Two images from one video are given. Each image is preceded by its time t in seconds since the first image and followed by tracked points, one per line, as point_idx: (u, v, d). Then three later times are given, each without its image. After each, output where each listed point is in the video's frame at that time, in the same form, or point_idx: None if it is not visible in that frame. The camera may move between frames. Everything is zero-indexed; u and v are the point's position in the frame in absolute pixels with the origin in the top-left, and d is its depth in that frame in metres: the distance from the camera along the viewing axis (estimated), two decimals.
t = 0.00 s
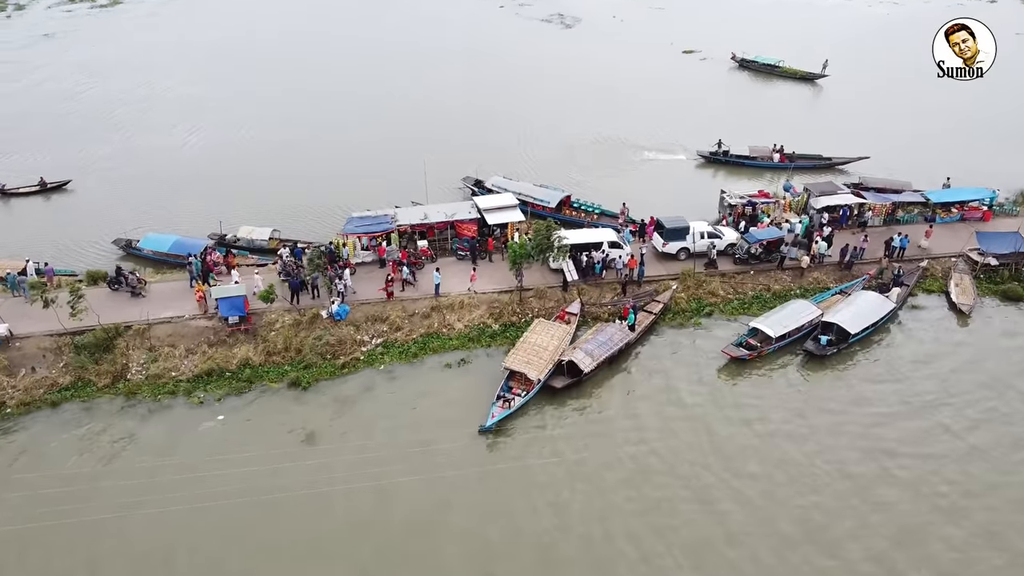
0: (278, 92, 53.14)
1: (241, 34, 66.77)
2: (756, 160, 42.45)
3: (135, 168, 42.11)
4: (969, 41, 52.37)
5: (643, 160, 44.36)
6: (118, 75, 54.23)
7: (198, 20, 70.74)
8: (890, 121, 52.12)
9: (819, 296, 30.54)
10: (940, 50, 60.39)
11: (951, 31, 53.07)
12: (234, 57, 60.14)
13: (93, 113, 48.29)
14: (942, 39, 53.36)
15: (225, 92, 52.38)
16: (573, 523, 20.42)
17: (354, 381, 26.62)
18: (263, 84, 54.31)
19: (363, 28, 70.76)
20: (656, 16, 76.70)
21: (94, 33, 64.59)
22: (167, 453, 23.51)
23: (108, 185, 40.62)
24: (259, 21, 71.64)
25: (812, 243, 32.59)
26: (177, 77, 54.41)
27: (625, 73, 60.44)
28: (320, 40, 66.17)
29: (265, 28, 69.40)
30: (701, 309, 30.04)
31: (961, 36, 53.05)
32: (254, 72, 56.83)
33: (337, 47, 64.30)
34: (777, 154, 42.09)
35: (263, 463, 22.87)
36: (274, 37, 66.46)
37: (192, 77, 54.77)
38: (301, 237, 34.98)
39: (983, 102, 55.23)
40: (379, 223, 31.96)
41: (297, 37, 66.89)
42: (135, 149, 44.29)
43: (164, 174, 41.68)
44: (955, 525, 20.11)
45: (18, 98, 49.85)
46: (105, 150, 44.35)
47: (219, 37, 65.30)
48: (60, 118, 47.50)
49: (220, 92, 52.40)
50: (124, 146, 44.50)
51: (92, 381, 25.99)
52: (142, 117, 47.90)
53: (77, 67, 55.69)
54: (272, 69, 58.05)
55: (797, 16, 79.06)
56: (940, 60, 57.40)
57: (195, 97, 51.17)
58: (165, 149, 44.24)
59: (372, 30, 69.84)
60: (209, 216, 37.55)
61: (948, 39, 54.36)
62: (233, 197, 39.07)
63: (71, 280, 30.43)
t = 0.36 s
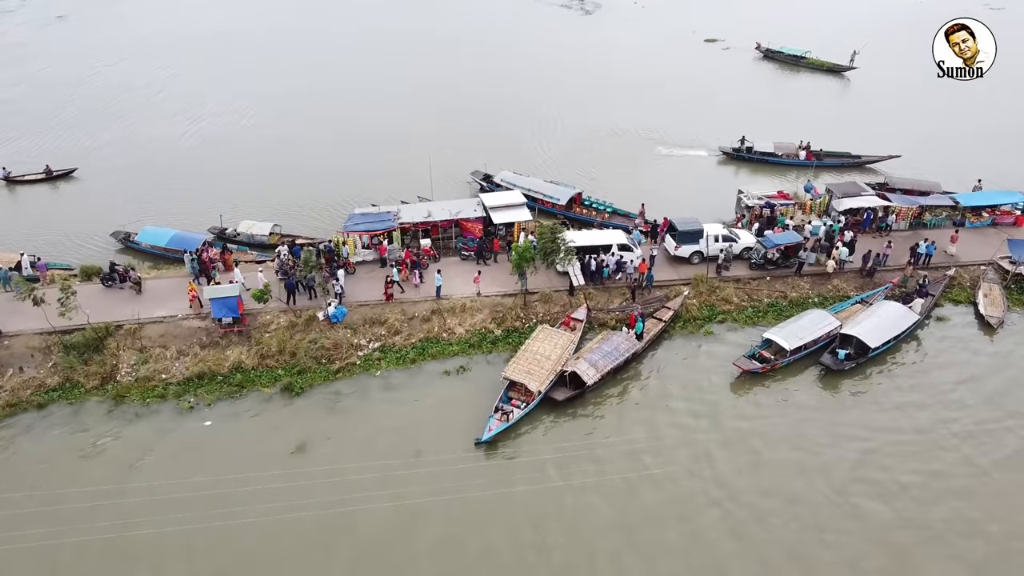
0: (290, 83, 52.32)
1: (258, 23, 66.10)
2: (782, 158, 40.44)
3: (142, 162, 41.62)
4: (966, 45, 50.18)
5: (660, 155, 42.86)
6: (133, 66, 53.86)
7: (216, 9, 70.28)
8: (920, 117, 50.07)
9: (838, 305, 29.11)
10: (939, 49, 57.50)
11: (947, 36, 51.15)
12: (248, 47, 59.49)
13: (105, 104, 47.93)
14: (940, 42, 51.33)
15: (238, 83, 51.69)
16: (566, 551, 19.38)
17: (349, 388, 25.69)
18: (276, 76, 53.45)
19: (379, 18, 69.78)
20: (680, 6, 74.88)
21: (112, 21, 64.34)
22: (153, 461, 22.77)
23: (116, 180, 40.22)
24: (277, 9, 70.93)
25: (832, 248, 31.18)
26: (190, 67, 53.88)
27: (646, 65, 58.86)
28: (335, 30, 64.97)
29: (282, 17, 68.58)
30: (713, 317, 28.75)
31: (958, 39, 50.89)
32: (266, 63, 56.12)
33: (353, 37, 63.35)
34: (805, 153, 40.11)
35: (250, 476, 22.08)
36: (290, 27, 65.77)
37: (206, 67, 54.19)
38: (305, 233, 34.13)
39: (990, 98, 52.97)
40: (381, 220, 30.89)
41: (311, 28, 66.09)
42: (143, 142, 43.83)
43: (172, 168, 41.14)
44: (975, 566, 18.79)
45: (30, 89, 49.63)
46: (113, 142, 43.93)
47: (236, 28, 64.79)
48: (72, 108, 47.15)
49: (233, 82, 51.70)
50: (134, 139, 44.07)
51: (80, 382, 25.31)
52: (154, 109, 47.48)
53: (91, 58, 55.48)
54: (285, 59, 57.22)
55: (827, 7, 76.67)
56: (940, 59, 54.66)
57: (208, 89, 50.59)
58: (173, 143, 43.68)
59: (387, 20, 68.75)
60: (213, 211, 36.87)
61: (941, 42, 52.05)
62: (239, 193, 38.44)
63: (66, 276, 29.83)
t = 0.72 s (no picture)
0: (302, 71, 51.40)
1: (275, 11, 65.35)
2: (807, 155, 39.01)
3: (147, 150, 40.98)
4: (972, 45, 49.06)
5: (676, 150, 41.45)
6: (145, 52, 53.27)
7: None
8: (950, 112, 48.11)
9: (857, 314, 27.81)
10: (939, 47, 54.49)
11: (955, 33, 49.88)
12: (262, 35, 58.67)
13: (115, 90, 47.37)
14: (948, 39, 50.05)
15: (249, 71, 50.87)
16: None
17: (343, 395, 24.88)
18: (288, 64, 52.57)
19: (395, 5, 68.68)
20: None
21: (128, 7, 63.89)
22: (139, 470, 22.12)
23: (120, 167, 39.55)
24: None
25: (853, 253, 29.87)
26: (203, 54, 53.21)
27: (667, 55, 57.25)
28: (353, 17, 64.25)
29: (299, 4, 67.68)
30: (724, 325, 27.57)
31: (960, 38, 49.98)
32: (277, 51, 55.31)
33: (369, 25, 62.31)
34: (830, 150, 38.57)
35: (237, 490, 21.40)
36: (304, 16, 65.02)
37: (218, 56, 53.49)
38: (308, 228, 33.26)
39: (999, 96, 50.79)
40: (383, 218, 29.94)
41: (321, 18, 64.61)
42: (149, 131, 43.18)
43: (177, 156, 40.42)
44: None
45: (41, 76, 49.29)
46: (118, 130, 43.31)
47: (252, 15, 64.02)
48: (81, 96, 46.66)
49: (244, 70, 50.90)
50: (141, 126, 43.40)
51: (69, 383, 24.67)
52: (164, 97, 46.84)
53: (104, 44, 55.07)
54: (299, 47, 56.28)
55: None
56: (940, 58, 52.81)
57: (219, 76, 49.84)
58: (179, 131, 42.97)
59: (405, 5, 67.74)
60: (217, 202, 36.12)
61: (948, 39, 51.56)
62: (243, 183, 37.62)
63: (62, 271, 29.22)
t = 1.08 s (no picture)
0: (315, 57, 50.48)
1: None
2: (835, 150, 37.28)
3: (152, 137, 40.24)
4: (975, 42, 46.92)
5: (695, 143, 39.92)
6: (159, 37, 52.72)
7: None
8: (986, 106, 45.95)
9: (879, 324, 26.38)
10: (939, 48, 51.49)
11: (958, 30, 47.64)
12: (277, 20, 57.85)
13: (127, 75, 46.80)
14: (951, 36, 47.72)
15: (262, 56, 50.07)
16: None
17: (338, 401, 23.97)
18: (302, 49, 51.71)
19: None
20: None
21: None
22: (123, 477, 21.38)
23: (126, 151, 38.90)
24: None
25: (877, 259, 28.48)
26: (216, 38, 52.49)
27: (688, 43, 55.62)
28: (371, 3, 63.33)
29: None
30: (738, 334, 26.28)
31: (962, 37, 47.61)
32: (288, 37, 54.42)
33: (386, 10, 61.26)
34: (862, 146, 36.82)
35: (223, 503, 20.59)
36: (320, 1, 64.03)
37: (232, 41, 52.79)
38: (311, 222, 32.31)
39: (1001, 96, 47.64)
40: (385, 214, 28.90)
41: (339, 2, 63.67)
42: (155, 117, 42.42)
43: (184, 141, 39.63)
44: None
45: (51, 60, 48.75)
46: (125, 116, 42.59)
47: None
48: (93, 78, 46.11)
49: (257, 55, 50.10)
50: (149, 110, 42.73)
51: (57, 382, 23.98)
52: (174, 81, 46.12)
53: (118, 28, 54.58)
54: (314, 33, 55.44)
55: None
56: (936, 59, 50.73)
57: (231, 60, 49.11)
58: (185, 117, 42.16)
59: None
60: (220, 190, 35.25)
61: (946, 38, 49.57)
62: (248, 171, 36.72)
63: (56, 263, 28.51)
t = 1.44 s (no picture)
0: (331, 44, 49.68)
1: None
2: (870, 147, 35.54)
3: (160, 125, 39.64)
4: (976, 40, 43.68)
5: (716, 135, 38.38)
6: (177, 22, 52.28)
7: None
8: None
9: (904, 337, 24.96)
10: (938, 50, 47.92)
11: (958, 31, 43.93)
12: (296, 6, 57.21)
13: (142, 60, 46.40)
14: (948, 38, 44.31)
15: (278, 43, 49.38)
16: None
17: (332, 406, 23.10)
18: (319, 36, 50.91)
19: None
20: None
21: None
22: (109, 483, 20.74)
23: (134, 136, 38.33)
24: None
25: (904, 266, 26.93)
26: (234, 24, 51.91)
27: (714, 31, 53.85)
28: None
29: None
30: (753, 345, 25.02)
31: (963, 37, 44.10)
32: (300, 26, 53.07)
33: None
34: (899, 142, 35.09)
35: (210, 514, 19.92)
36: None
37: (249, 27, 52.18)
38: (315, 215, 31.41)
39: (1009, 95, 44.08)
40: (388, 208, 27.88)
41: None
42: (164, 104, 41.82)
43: (193, 125, 38.94)
44: None
45: (67, 44, 48.52)
46: (135, 103, 42.06)
47: None
48: (107, 63, 45.76)
49: (273, 42, 49.43)
50: (161, 97, 42.19)
51: (46, 380, 23.35)
52: (187, 67, 45.58)
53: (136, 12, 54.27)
54: (333, 20, 54.70)
55: None
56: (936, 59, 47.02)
57: (246, 47, 48.50)
58: (194, 105, 41.51)
59: None
60: (225, 177, 34.43)
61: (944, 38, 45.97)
62: (255, 158, 35.87)
63: (52, 253, 27.83)
